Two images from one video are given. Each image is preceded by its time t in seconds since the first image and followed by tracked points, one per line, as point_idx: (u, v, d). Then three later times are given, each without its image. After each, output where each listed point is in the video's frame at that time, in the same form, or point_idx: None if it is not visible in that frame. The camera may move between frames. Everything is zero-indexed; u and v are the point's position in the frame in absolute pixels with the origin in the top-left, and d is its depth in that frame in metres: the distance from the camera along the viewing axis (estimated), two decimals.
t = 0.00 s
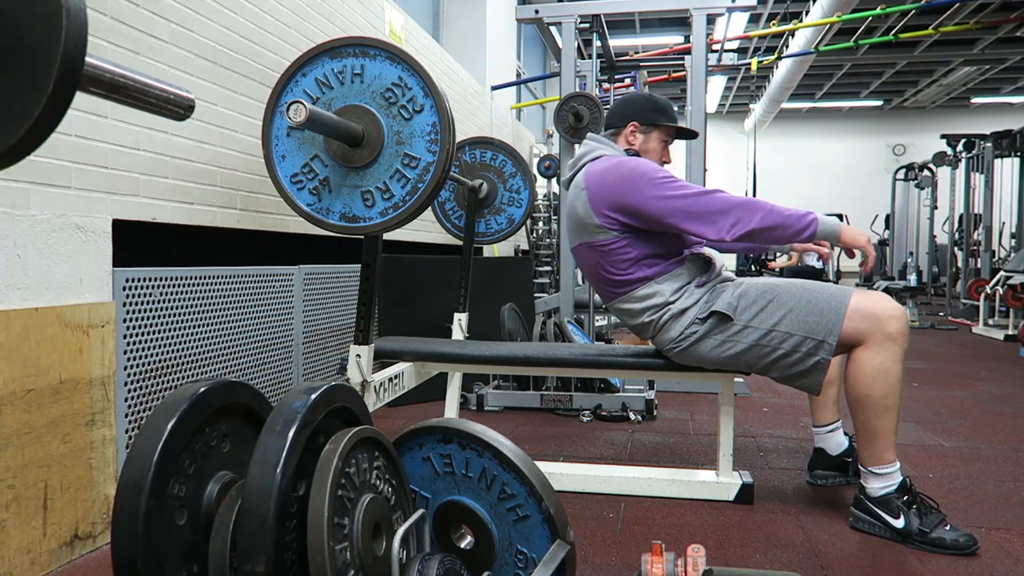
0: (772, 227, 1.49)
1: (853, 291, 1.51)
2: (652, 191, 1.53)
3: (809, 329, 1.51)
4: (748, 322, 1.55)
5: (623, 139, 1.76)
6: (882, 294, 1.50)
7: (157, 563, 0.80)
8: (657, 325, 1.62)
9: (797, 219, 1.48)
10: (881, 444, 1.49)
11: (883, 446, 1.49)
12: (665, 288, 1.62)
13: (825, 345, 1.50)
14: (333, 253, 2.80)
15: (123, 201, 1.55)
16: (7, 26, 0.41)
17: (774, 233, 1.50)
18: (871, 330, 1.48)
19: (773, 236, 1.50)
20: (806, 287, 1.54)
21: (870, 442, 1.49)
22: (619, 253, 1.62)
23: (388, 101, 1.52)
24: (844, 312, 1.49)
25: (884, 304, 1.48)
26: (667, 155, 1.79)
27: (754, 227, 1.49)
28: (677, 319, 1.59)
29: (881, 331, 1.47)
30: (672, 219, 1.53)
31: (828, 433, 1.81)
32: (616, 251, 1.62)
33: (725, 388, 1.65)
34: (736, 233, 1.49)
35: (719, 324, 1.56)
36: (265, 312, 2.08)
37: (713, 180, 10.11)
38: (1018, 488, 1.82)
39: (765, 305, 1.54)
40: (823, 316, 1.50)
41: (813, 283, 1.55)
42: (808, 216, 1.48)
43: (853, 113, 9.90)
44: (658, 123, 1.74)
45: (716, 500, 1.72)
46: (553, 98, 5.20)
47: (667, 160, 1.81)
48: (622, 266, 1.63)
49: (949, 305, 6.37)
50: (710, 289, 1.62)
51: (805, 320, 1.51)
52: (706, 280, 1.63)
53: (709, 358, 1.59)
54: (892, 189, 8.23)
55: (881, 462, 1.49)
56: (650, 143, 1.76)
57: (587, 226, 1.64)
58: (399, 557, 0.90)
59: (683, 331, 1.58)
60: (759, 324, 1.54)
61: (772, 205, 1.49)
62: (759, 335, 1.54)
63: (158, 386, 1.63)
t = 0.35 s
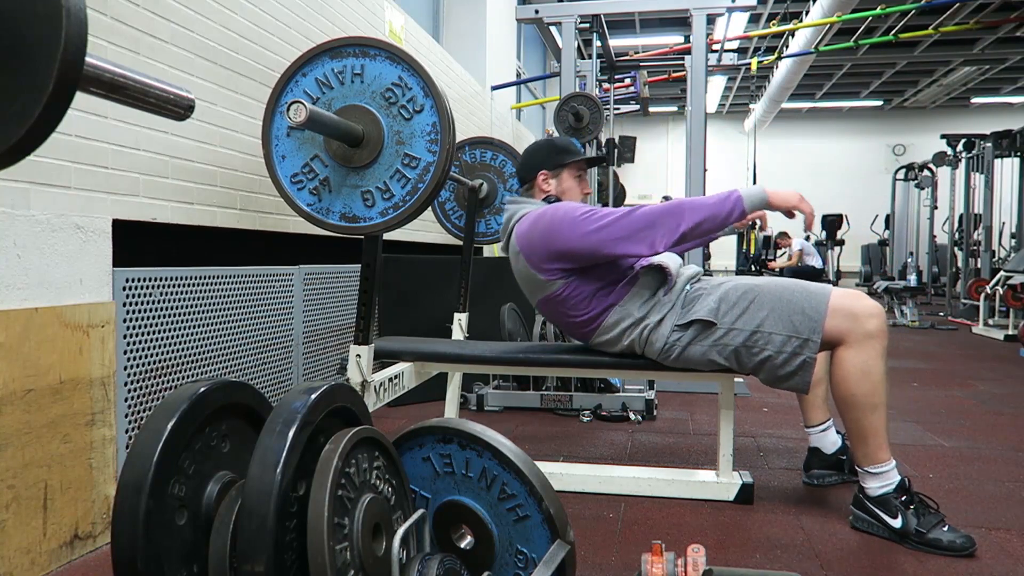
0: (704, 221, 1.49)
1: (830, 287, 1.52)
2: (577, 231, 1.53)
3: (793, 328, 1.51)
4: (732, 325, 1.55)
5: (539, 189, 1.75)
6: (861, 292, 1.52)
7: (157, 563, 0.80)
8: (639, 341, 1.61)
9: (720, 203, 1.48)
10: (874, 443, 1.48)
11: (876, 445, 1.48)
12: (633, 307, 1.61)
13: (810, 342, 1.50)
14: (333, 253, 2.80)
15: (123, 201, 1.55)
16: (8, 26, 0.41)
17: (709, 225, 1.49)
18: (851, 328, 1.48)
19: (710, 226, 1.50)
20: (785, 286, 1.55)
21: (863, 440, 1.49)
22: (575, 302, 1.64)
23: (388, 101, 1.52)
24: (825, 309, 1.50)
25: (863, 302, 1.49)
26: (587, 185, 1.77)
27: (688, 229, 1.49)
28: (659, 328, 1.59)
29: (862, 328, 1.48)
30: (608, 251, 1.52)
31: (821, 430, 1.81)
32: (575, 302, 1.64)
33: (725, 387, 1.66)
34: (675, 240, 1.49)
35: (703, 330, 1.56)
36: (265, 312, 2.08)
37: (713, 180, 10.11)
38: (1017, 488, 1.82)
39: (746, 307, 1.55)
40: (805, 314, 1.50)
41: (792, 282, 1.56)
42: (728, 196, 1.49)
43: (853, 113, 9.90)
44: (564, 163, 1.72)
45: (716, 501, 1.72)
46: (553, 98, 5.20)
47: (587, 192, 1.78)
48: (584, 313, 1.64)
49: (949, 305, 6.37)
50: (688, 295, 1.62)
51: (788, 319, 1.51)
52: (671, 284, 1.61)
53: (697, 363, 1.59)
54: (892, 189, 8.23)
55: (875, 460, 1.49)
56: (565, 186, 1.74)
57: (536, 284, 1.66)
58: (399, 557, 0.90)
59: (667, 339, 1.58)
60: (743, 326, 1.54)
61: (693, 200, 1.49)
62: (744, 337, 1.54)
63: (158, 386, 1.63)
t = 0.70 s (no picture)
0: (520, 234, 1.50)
1: (820, 278, 1.53)
2: (488, 318, 1.55)
3: (786, 319, 1.51)
4: (725, 318, 1.54)
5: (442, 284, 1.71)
6: (855, 281, 1.52)
7: (156, 563, 0.80)
8: (636, 340, 1.62)
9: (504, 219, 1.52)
10: (818, 417, 1.53)
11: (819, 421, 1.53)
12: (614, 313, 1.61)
13: (805, 331, 1.50)
14: (333, 254, 2.80)
15: (123, 201, 1.55)
16: (9, 27, 0.41)
17: (525, 232, 1.50)
18: (839, 316, 1.49)
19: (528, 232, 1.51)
20: (775, 276, 1.54)
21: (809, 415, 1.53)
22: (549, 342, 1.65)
23: (388, 101, 1.52)
24: (817, 297, 1.50)
25: (856, 291, 1.49)
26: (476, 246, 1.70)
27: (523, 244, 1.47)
28: (653, 327, 1.59)
29: (851, 317, 1.49)
30: (518, 311, 1.53)
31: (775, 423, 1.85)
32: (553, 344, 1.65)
33: (725, 387, 1.65)
34: (535, 257, 1.47)
35: (697, 325, 1.56)
36: (265, 312, 2.08)
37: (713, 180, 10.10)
38: (1018, 488, 1.82)
39: (738, 300, 1.54)
40: (796, 306, 1.50)
41: (782, 271, 1.56)
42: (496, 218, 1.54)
43: (853, 113, 9.90)
44: (436, 253, 1.69)
45: (717, 500, 1.72)
46: (553, 98, 5.19)
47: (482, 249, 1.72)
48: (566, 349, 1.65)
49: (949, 305, 6.37)
50: (679, 291, 1.62)
51: (781, 308, 1.51)
52: (644, 285, 1.62)
53: (695, 359, 1.58)
54: (892, 189, 8.23)
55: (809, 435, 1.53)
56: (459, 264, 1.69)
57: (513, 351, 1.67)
58: (399, 557, 0.90)
59: (662, 338, 1.58)
60: (737, 318, 1.53)
61: (495, 236, 1.51)
62: (738, 329, 1.53)
63: (158, 387, 1.63)
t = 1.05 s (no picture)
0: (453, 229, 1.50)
1: (810, 294, 1.53)
2: (460, 326, 1.59)
3: (768, 331, 1.52)
4: (710, 324, 1.56)
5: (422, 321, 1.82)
6: (841, 304, 1.52)
7: (156, 563, 0.80)
8: (620, 337, 1.63)
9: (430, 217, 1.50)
10: (791, 439, 1.53)
11: (791, 442, 1.53)
12: (594, 310, 1.63)
13: (786, 347, 1.51)
14: (332, 254, 2.80)
15: (123, 201, 1.55)
16: (8, 27, 0.41)
17: (457, 227, 1.50)
18: (822, 337, 1.49)
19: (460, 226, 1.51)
20: (765, 288, 1.55)
21: (781, 434, 1.53)
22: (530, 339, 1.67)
23: (388, 101, 1.52)
24: (802, 314, 1.50)
25: (840, 313, 1.49)
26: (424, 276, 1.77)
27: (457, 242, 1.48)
28: (638, 325, 1.61)
29: (834, 339, 1.49)
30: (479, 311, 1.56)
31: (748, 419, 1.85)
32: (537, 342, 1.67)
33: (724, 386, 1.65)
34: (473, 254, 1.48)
35: (682, 327, 1.58)
36: (265, 312, 2.08)
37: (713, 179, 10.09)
38: (1018, 488, 1.82)
39: (725, 307, 1.55)
40: (781, 319, 1.51)
41: (771, 284, 1.56)
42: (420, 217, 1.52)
43: (853, 113, 9.89)
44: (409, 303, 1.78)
45: (716, 500, 1.72)
46: (553, 98, 5.18)
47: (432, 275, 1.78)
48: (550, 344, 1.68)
49: (949, 305, 6.37)
50: (667, 292, 1.64)
51: (766, 321, 1.52)
52: (617, 286, 1.63)
53: (679, 359, 1.61)
54: (892, 189, 8.22)
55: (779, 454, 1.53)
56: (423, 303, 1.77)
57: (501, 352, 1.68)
58: (399, 557, 0.90)
59: (647, 335, 1.60)
60: (721, 325, 1.55)
61: (425, 235, 1.50)
62: (723, 336, 1.55)
63: (158, 386, 1.63)
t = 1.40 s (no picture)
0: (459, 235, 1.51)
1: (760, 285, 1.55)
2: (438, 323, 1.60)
3: (718, 322, 1.52)
4: (663, 317, 1.57)
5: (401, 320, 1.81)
6: (789, 293, 1.53)
7: (156, 563, 0.80)
8: (576, 334, 1.63)
9: (435, 219, 1.49)
10: (774, 439, 1.53)
11: (774, 441, 1.53)
12: (555, 302, 1.63)
13: (738, 336, 1.51)
14: (332, 254, 2.80)
15: (123, 201, 1.55)
16: (8, 26, 0.41)
17: (462, 233, 1.52)
18: (776, 325, 1.50)
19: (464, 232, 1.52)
20: (717, 280, 1.57)
21: (764, 435, 1.53)
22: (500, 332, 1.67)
23: (388, 101, 1.52)
24: (751, 304, 1.51)
25: (790, 303, 1.50)
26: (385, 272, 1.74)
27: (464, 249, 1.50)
28: (594, 320, 1.61)
29: (785, 326, 1.50)
30: (462, 311, 1.57)
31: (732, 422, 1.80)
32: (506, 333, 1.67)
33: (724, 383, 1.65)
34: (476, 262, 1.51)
35: (636, 321, 1.58)
36: (265, 312, 2.08)
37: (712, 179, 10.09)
38: (1018, 488, 1.82)
39: (678, 299, 1.57)
40: (731, 309, 1.52)
41: (724, 277, 1.58)
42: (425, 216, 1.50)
43: (853, 113, 9.89)
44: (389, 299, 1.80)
45: (716, 500, 1.72)
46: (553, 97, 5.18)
47: (389, 270, 1.77)
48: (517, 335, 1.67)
49: (949, 305, 6.36)
50: (626, 288, 1.65)
51: (717, 312, 1.52)
52: (580, 275, 1.63)
53: (634, 354, 1.60)
54: (892, 189, 8.22)
55: (767, 454, 1.53)
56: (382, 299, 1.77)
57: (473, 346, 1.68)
58: (399, 557, 0.90)
59: (603, 330, 1.60)
60: (674, 319, 1.56)
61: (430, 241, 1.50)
62: (675, 330, 1.56)
63: (158, 386, 1.63)
